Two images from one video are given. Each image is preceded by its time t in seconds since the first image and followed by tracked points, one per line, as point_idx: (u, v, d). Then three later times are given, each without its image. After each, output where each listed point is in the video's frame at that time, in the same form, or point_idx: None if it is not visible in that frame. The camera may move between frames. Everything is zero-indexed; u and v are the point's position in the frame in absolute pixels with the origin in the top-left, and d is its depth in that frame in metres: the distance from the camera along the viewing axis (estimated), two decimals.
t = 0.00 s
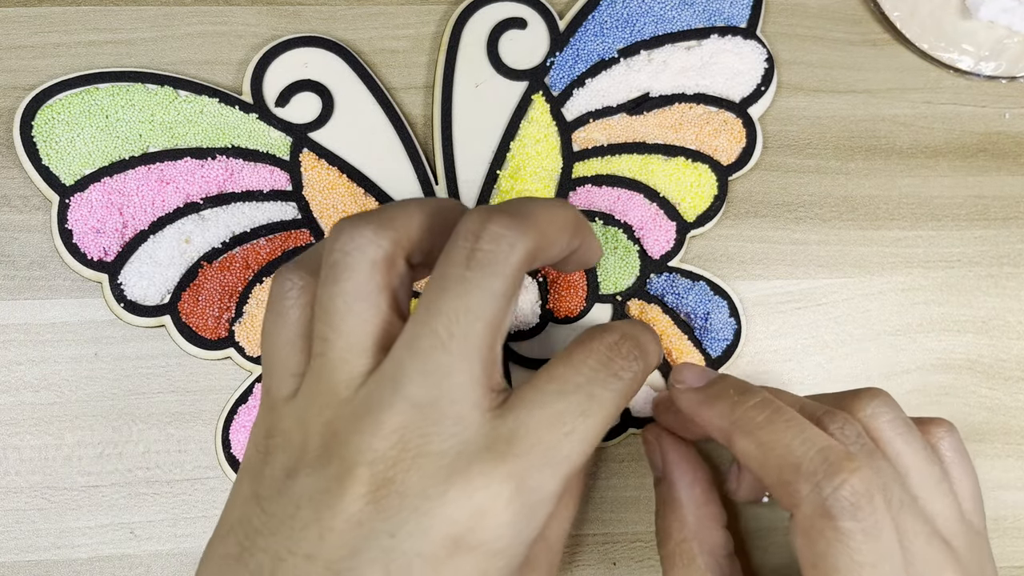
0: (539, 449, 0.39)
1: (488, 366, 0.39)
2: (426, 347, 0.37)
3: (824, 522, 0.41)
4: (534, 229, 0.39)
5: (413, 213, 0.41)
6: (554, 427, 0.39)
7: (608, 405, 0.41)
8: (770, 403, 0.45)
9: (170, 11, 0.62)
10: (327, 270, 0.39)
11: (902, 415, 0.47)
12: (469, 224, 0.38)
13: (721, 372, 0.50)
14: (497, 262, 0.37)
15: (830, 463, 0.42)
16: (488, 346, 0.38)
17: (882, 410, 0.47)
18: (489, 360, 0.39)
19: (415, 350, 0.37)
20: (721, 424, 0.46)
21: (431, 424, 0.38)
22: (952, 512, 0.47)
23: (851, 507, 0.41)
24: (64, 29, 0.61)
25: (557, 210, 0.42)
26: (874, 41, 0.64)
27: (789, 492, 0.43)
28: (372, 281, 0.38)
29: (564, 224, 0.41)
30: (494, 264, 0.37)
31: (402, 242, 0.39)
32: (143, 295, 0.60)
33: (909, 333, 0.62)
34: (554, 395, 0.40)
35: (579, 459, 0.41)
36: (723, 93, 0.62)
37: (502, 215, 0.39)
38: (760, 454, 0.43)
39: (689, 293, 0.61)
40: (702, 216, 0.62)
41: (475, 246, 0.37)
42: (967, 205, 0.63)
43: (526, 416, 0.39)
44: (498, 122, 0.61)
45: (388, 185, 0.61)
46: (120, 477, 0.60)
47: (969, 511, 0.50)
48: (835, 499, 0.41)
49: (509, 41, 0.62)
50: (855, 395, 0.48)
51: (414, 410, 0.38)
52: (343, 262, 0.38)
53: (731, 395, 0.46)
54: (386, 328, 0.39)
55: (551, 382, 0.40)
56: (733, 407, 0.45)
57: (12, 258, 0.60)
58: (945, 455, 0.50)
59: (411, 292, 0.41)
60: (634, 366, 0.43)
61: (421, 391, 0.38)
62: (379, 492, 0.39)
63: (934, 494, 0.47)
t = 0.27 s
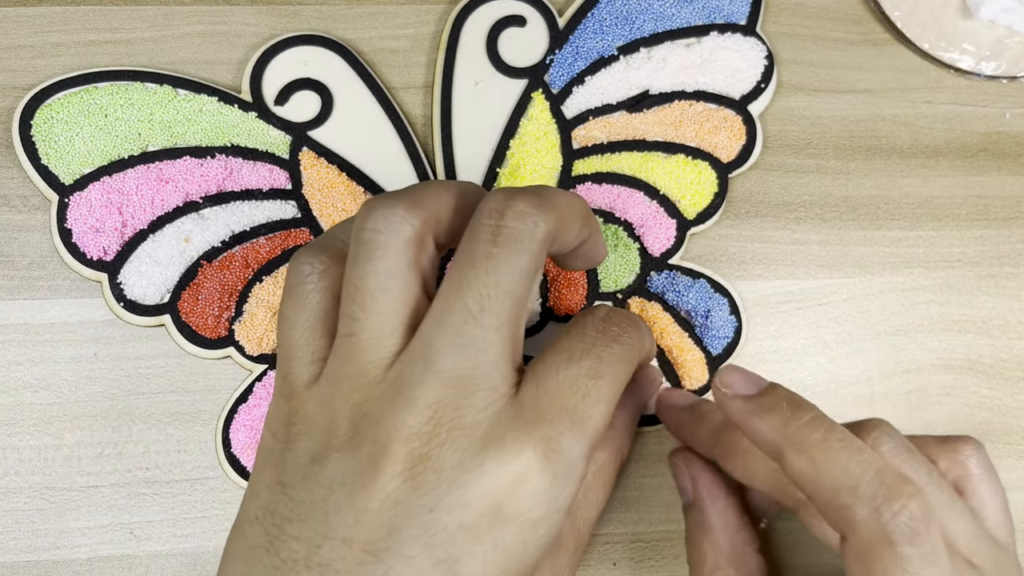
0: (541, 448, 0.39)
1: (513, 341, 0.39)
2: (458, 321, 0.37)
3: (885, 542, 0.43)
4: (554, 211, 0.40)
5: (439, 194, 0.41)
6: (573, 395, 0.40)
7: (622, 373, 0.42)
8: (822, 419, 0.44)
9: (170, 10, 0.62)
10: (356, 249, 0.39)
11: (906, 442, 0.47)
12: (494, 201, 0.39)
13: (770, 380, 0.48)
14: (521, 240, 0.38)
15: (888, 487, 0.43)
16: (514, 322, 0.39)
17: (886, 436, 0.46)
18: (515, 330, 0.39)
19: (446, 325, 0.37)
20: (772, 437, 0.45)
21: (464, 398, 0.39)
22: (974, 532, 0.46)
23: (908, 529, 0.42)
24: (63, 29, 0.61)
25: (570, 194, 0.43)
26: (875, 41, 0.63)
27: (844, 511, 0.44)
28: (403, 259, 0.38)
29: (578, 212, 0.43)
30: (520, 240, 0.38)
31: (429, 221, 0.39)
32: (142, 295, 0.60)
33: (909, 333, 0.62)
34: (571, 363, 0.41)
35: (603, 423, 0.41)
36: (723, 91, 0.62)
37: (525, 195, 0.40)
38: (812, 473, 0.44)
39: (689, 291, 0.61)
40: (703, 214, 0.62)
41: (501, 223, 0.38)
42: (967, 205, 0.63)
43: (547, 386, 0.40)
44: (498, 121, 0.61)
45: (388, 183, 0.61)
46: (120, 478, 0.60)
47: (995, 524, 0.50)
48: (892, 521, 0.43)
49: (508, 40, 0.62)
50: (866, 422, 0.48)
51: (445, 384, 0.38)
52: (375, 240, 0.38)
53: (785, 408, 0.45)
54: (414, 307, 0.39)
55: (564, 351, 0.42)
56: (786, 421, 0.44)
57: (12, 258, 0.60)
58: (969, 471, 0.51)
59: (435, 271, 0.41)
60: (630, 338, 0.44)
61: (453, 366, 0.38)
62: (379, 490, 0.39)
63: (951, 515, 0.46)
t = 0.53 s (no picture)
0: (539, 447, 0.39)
1: (493, 335, 0.40)
2: (439, 314, 0.38)
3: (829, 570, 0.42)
4: (535, 205, 0.40)
5: (422, 191, 0.42)
6: (554, 386, 0.40)
7: (606, 366, 0.42)
8: (772, 452, 0.44)
9: (170, 10, 0.62)
10: (339, 246, 0.40)
11: (920, 452, 0.46)
12: (472, 196, 0.39)
13: (728, 413, 0.49)
14: (499, 233, 0.38)
15: (832, 521, 0.42)
16: (494, 315, 0.39)
17: (895, 444, 0.46)
18: (493, 321, 0.39)
19: (428, 319, 0.38)
20: (725, 474, 0.45)
21: (446, 387, 0.39)
22: (982, 549, 0.45)
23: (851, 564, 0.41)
24: (63, 29, 0.61)
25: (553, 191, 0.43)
26: (875, 41, 0.63)
27: (791, 547, 0.43)
28: (383, 255, 0.39)
29: (561, 208, 0.43)
30: (498, 233, 0.38)
31: (410, 218, 0.40)
32: (142, 295, 0.60)
33: (909, 333, 0.62)
34: (552, 357, 0.41)
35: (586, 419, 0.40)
36: (723, 92, 0.62)
37: (505, 189, 0.40)
38: (761, 508, 0.43)
39: (690, 292, 0.61)
40: (703, 215, 0.62)
41: (479, 217, 0.38)
42: (967, 204, 0.63)
43: (529, 377, 0.40)
44: (498, 121, 0.61)
45: (388, 183, 0.61)
46: (120, 478, 0.60)
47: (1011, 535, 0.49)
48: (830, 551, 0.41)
49: (509, 40, 0.62)
50: (882, 430, 0.48)
51: (426, 375, 0.38)
52: (356, 236, 0.39)
53: (736, 443, 0.45)
54: (396, 302, 0.40)
55: (547, 347, 0.42)
56: (737, 458, 0.45)
57: (11, 257, 0.60)
58: (984, 480, 0.50)
59: (420, 267, 0.42)
60: (612, 334, 0.44)
61: (433, 356, 0.38)
62: (370, 484, 0.39)
63: (954, 529, 0.45)
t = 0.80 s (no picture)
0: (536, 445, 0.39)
1: (494, 333, 0.39)
2: (438, 310, 0.38)
3: None
4: (534, 202, 0.40)
5: (421, 189, 0.42)
6: (555, 385, 0.40)
7: (605, 366, 0.42)
8: (761, 449, 0.43)
9: (170, 10, 0.62)
10: (339, 244, 0.40)
11: (914, 444, 0.45)
12: (471, 193, 0.39)
13: (717, 405, 0.47)
14: (498, 230, 0.38)
15: (814, 526, 0.40)
16: (494, 314, 0.39)
17: (886, 437, 0.44)
18: (495, 319, 0.39)
19: (427, 314, 0.38)
20: (710, 471, 0.44)
21: (446, 383, 0.39)
22: (972, 540, 0.44)
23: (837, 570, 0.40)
24: (63, 29, 0.61)
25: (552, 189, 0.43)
26: (874, 41, 0.63)
27: (775, 549, 0.42)
28: (382, 253, 0.39)
29: (560, 205, 0.43)
30: (497, 230, 0.38)
31: (411, 215, 0.40)
32: (142, 295, 0.60)
33: (909, 333, 0.62)
34: (553, 356, 0.41)
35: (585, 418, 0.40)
36: (723, 92, 0.62)
37: (504, 187, 0.40)
38: (747, 508, 0.42)
39: (690, 292, 0.61)
40: (703, 215, 0.62)
41: (479, 214, 0.38)
42: (967, 204, 0.63)
43: (530, 375, 0.40)
44: (498, 121, 0.61)
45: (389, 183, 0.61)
46: (120, 478, 0.60)
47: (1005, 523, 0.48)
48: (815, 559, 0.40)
49: (509, 40, 0.62)
50: (877, 421, 0.46)
51: (426, 372, 0.39)
52: (356, 234, 0.39)
53: (720, 440, 0.44)
54: (396, 299, 0.40)
55: (548, 346, 0.42)
56: (722, 455, 0.43)
57: (11, 258, 0.60)
58: (975, 468, 0.48)
59: (420, 266, 0.42)
60: (614, 335, 0.44)
61: (433, 353, 0.38)
62: (370, 480, 0.39)
63: (946, 521, 0.44)
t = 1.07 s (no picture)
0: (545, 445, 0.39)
1: (499, 335, 0.40)
2: (445, 314, 0.38)
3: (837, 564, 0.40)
4: (537, 200, 0.40)
5: (421, 190, 0.41)
6: (568, 389, 0.41)
7: (615, 369, 0.43)
8: (783, 432, 0.43)
9: (170, 10, 0.62)
10: (337, 247, 0.39)
11: (934, 432, 0.45)
12: (474, 193, 0.39)
13: (738, 389, 0.48)
14: (504, 229, 0.38)
15: (838, 508, 0.40)
16: (499, 315, 0.39)
17: (906, 424, 0.45)
18: (503, 322, 0.40)
19: (433, 318, 0.38)
20: (732, 454, 0.44)
21: (454, 390, 0.39)
22: (993, 528, 0.44)
23: (862, 552, 0.40)
24: (63, 29, 0.61)
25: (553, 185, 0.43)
26: (874, 41, 0.63)
27: (797, 531, 0.42)
28: (383, 256, 0.38)
29: (562, 202, 0.43)
30: (502, 230, 0.38)
31: (410, 216, 0.40)
32: (144, 296, 0.60)
33: (909, 333, 0.62)
34: (566, 361, 0.42)
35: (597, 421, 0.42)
36: (724, 92, 0.62)
37: (506, 185, 0.40)
38: (770, 490, 0.42)
39: (692, 291, 0.61)
40: (705, 214, 0.62)
41: (483, 215, 0.38)
42: (967, 204, 0.63)
43: (541, 378, 0.41)
44: (500, 121, 0.61)
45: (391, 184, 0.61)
46: (120, 478, 0.60)
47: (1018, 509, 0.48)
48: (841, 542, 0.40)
49: (510, 40, 0.62)
50: (896, 408, 0.46)
51: (435, 378, 0.38)
52: (355, 237, 0.38)
53: (742, 423, 0.44)
54: (400, 303, 0.40)
55: (559, 349, 0.42)
56: (744, 438, 0.43)
57: (12, 258, 0.60)
58: (990, 456, 0.48)
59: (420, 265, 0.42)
60: (623, 338, 0.45)
61: (442, 360, 0.38)
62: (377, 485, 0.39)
63: (966, 511, 0.44)
